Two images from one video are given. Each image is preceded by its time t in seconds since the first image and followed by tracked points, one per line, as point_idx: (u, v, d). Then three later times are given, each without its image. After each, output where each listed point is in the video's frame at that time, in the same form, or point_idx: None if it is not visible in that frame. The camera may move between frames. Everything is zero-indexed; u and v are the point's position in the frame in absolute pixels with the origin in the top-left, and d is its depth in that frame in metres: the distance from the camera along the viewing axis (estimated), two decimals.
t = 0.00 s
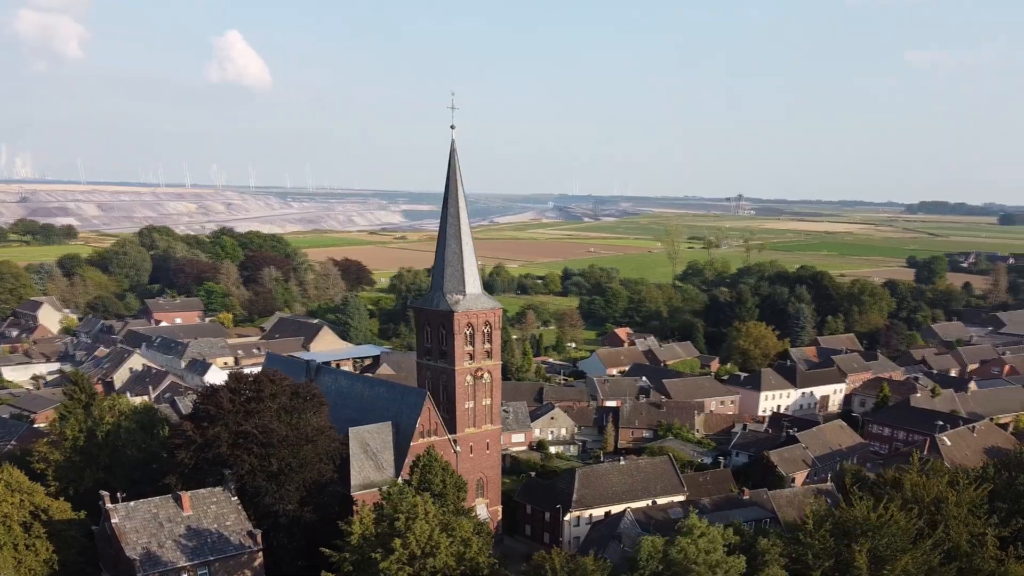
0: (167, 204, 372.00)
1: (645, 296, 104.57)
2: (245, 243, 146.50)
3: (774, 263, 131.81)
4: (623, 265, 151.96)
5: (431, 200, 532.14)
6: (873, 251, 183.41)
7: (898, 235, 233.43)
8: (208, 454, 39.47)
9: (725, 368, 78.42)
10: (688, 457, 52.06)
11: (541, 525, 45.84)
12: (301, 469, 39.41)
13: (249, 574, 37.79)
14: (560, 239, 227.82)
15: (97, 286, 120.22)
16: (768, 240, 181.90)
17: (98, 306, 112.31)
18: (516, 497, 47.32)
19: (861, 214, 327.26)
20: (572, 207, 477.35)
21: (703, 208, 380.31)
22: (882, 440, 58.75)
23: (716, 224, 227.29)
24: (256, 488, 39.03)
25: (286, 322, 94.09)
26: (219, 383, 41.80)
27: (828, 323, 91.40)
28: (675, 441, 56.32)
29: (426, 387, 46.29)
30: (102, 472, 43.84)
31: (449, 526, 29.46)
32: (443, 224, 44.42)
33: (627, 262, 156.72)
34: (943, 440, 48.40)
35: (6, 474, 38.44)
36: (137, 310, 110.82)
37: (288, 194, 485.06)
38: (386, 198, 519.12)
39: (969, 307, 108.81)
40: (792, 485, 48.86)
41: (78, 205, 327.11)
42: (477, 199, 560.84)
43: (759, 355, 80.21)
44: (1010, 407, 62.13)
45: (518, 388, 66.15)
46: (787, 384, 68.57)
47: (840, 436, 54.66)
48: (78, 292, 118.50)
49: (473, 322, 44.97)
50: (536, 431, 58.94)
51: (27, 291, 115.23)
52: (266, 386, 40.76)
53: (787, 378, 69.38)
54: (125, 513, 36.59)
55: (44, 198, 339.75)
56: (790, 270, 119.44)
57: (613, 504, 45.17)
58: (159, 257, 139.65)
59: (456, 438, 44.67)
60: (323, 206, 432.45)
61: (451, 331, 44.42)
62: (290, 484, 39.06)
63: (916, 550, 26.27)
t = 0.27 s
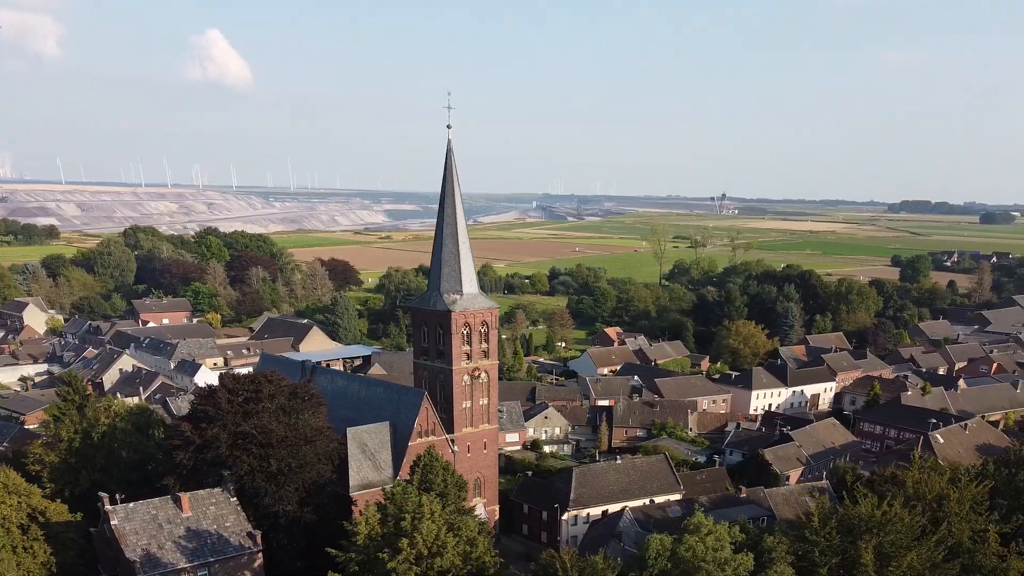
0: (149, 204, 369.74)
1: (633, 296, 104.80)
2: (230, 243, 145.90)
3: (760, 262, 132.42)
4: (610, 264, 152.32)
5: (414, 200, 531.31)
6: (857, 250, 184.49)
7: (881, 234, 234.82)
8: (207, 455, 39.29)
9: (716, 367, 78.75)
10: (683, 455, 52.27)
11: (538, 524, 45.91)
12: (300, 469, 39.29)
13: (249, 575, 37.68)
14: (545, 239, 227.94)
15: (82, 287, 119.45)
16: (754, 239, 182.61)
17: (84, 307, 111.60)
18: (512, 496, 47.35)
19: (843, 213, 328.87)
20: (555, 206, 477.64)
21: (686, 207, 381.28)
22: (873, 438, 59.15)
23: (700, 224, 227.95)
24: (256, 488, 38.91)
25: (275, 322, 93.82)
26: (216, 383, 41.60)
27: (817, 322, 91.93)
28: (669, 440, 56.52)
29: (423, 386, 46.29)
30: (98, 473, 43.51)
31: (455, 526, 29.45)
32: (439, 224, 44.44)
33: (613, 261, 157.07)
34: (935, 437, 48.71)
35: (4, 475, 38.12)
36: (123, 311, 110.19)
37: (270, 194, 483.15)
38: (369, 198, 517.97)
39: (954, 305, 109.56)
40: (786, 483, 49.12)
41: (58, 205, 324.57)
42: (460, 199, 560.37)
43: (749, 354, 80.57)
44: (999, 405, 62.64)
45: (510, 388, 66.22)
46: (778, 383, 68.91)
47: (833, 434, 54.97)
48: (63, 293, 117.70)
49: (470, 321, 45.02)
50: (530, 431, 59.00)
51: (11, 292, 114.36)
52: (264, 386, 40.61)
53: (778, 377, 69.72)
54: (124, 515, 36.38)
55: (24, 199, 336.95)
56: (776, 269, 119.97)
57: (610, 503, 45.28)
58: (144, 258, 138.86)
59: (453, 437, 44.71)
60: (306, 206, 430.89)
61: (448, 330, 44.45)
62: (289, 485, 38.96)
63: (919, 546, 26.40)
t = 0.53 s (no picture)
0: (130, 204, 367.35)
1: (622, 295, 105.01)
2: (217, 243, 145.26)
3: (747, 261, 132.98)
4: (597, 264, 152.56)
5: (397, 200, 530.19)
6: (842, 249, 185.50)
7: (864, 233, 236.35)
8: (208, 455, 39.13)
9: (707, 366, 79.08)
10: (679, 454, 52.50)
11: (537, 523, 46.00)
12: (302, 470, 39.22)
13: None
14: (531, 239, 227.94)
15: (68, 287, 118.69)
16: (739, 238, 183.33)
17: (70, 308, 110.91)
18: (511, 495, 47.42)
19: (826, 212, 330.65)
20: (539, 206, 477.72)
21: (669, 207, 382.38)
22: (866, 436, 59.61)
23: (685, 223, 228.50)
24: (258, 489, 38.83)
25: (265, 322, 93.54)
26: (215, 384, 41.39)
27: (806, 321, 92.43)
28: (664, 439, 56.75)
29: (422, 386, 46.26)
30: (96, 475, 43.29)
31: (464, 525, 29.44)
32: (438, 224, 44.35)
33: (600, 260, 157.31)
34: (930, 435, 49.10)
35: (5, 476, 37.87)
36: (110, 312, 109.56)
37: (253, 193, 481.08)
38: (352, 198, 516.62)
39: (940, 304, 110.41)
40: (783, 481, 49.40)
41: (38, 204, 321.95)
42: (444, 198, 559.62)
43: (740, 353, 80.94)
44: (990, 402, 63.18)
45: (504, 387, 66.30)
46: (770, 381, 69.26)
47: (828, 432, 55.33)
48: (48, 293, 116.91)
49: (469, 321, 44.95)
50: (525, 430, 59.09)
51: None
52: (265, 386, 40.46)
53: (770, 376, 70.07)
54: (126, 516, 36.19)
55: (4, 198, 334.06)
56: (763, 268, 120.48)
57: (609, 501, 45.42)
58: (129, 257, 138.08)
59: (453, 437, 44.73)
60: (289, 206, 429.22)
61: (447, 330, 44.37)
62: (291, 486, 38.90)
63: (927, 543, 26.58)
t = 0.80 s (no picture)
0: (113, 203, 364.91)
1: (613, 295, 105.27)
2: (204, 243, 144.72)
3: (735, 260, 133.55)
4: (585, 263, 152.78)
5: (382, 199, 529.00)
6: (828, 248, 186.43)
7: (849, 232, 237.66)
8: (210, 455, 38.99)
9: (700, 365, 79.41)
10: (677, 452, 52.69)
11: (537, 522, 46.04)
12: (304, 470, 39.17)
13: None
14: (518, 238, 227.96)
15: (55, 288, 118.01)
16: (726, 237, 184.05)
17: (59, 308, 110.33)
18: (511, 494, 47.48)
19: (811, 212, 332.09)
20: (524, 205, 477.75)
21: (655, 206, 383.15)
22: (860, 434, 60.01)
23: (672, 222, 228.97)
24: (260, 490, 38.76)
25: (256, 322, 93.32)
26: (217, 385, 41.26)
27: (796, 319, 92.90)
28: (661, 438, 56.97)
29: (422, 386, 46.25)
30: (95, 476, 43.15)
31: (473, 524, 29.47)
32: (437, 223, 44.30)
33: (588, 260, 157.59)
34: (926, 432, 49.54)
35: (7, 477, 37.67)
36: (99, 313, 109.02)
37: (237, 193, 479.13)
38: (336, 198, 515.32)
39: (928, 302, 111.13)
40: (780, 479, 49.64)
41: (19, 204, 319.32)
42: (429, 198, 558.90)
43: (732, 352, 81.28)
44: (982, 400, 63.68)
45: (499, 387, 66.37)
46: (763, 380, 69.61)
47: (824, 430, 55.64)
48: (36, 294, 116.19)
49: (469, 320, 44.92)
50: (522, 429, 59.17)
51: None
52: (267, 387, 40.39)
53: (763, 374, 70.39)
54: (129, 517, 36.01)
55: None
56: (752, 267, 120.98)
57: (609, 500, 45.50)
58: (116, 257, 137.42)
59: (454, 436, 44.78)
60: (274, 206, 427.66)
61: (448, 329, 44.33)
62: (293, 486, 38.83)
63: (934, 540, 26.76)
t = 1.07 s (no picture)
0: (99, 203, 362.93)
1: (606, 294, 105.41)
2: (195, 243, 144.23)
3: (727, 259, 133.92)
4: (577, 262, 153.01)
5: (370, 199, 528.19)
6: (818, 247, 187.05)
7: (838, 231, 238.71)
8: (213, 456, 38.91)
9: (694, 364, 79.65)
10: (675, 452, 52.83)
11: (538, 522, 46.10)
12: (307, 470, 39.13)
13: None
14: (508, 237, 227.94)
15: (46, 288, 117.49)
16: (716, 236, 184.41)
17: (50, 309, 109.87)
18: (511, 494, 47.54)
19: (800, 211, 333.24)
20: (513, 205, 477.68)
21: (643, 206, 383.49)
22: (855, 432, 60.22)
23: (662, 222, 229.25)
24: (263, 490, 38.69)
25: (250, 322, 93.13)
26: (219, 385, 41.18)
27: (789, 318, 93.23)
28: (659, 437, 57.16)
29: (422, 385, 46.25)
30: (95, 477, 42.93)
31: (481, 524, 29.51)
32: (437, 223, 44.29)
33: (580, 259, 157.83)
34: (923, 431, 49.87)
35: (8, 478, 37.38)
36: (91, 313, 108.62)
37: (224, 192, 477.55)
38: (324, 197, 514.19)
39: (919, 301, 111.71)
40: (779, 478, 49.85)
41: (4, 204, 317.32)
42: (417, 197, 558.20)
43: (726, 351, 81.53)
44: (976, 398, 64.06)
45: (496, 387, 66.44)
46: (758, 378, 69.85)
47: (820, 429, 55.89)
48: (26, 294, 115.64)
49: (470, 320, 44.93)
50: (519, 430, 59.22)
51: None
52: (269, 387, 40.32)
53: (758, 373, 70.64)
54: (132, 518, 35.87)
55: None
56: (744, 266, 121.39)
57: (609, 499, 45.59)
58: (106, 257, 136.83)
59: (455, 436, 44.82)
60: (261, 205, 426.20)
61: (448, 329, 44.33)
62: (296, 486, 38.78)
63: (940, 539, 26.90)
